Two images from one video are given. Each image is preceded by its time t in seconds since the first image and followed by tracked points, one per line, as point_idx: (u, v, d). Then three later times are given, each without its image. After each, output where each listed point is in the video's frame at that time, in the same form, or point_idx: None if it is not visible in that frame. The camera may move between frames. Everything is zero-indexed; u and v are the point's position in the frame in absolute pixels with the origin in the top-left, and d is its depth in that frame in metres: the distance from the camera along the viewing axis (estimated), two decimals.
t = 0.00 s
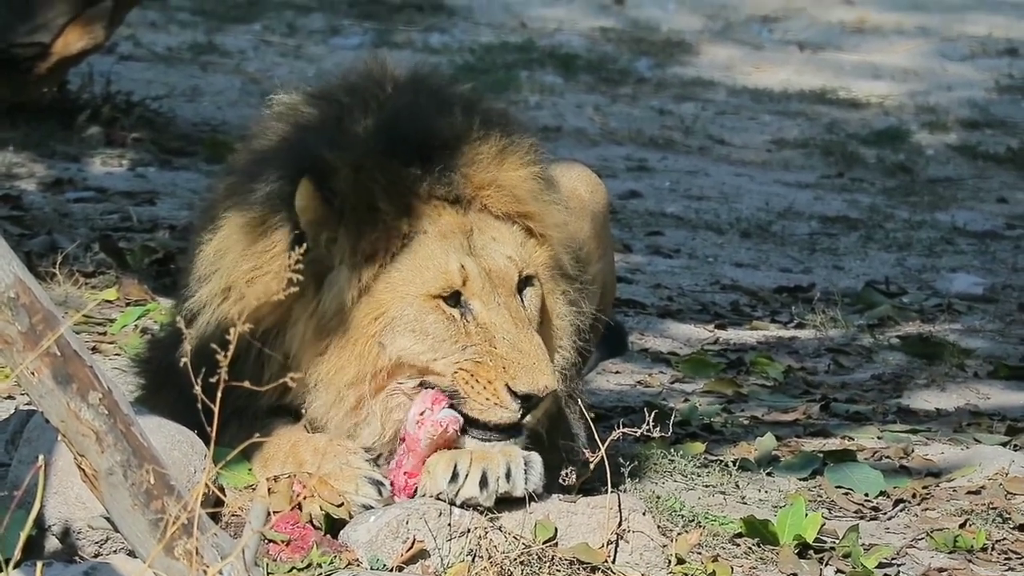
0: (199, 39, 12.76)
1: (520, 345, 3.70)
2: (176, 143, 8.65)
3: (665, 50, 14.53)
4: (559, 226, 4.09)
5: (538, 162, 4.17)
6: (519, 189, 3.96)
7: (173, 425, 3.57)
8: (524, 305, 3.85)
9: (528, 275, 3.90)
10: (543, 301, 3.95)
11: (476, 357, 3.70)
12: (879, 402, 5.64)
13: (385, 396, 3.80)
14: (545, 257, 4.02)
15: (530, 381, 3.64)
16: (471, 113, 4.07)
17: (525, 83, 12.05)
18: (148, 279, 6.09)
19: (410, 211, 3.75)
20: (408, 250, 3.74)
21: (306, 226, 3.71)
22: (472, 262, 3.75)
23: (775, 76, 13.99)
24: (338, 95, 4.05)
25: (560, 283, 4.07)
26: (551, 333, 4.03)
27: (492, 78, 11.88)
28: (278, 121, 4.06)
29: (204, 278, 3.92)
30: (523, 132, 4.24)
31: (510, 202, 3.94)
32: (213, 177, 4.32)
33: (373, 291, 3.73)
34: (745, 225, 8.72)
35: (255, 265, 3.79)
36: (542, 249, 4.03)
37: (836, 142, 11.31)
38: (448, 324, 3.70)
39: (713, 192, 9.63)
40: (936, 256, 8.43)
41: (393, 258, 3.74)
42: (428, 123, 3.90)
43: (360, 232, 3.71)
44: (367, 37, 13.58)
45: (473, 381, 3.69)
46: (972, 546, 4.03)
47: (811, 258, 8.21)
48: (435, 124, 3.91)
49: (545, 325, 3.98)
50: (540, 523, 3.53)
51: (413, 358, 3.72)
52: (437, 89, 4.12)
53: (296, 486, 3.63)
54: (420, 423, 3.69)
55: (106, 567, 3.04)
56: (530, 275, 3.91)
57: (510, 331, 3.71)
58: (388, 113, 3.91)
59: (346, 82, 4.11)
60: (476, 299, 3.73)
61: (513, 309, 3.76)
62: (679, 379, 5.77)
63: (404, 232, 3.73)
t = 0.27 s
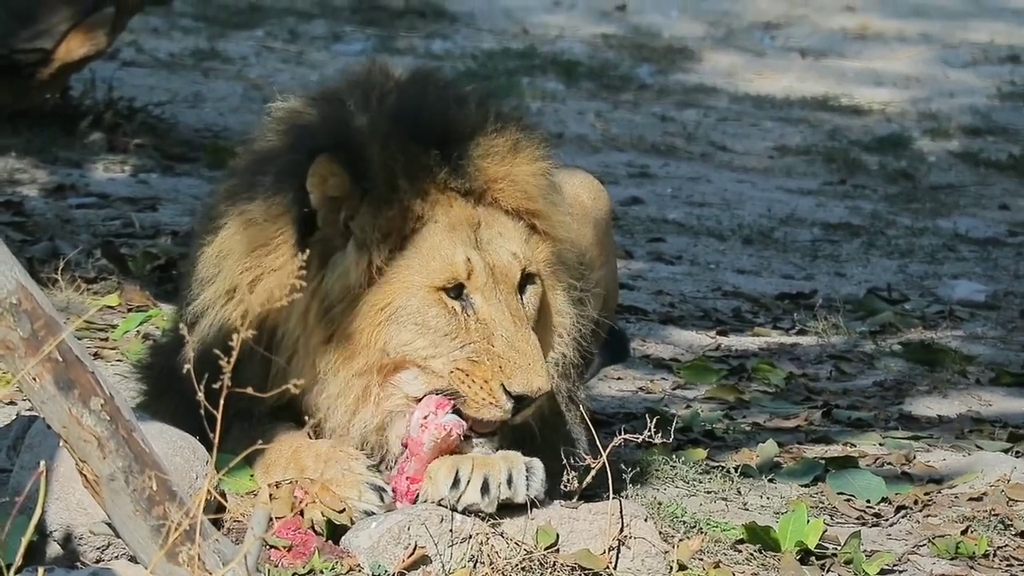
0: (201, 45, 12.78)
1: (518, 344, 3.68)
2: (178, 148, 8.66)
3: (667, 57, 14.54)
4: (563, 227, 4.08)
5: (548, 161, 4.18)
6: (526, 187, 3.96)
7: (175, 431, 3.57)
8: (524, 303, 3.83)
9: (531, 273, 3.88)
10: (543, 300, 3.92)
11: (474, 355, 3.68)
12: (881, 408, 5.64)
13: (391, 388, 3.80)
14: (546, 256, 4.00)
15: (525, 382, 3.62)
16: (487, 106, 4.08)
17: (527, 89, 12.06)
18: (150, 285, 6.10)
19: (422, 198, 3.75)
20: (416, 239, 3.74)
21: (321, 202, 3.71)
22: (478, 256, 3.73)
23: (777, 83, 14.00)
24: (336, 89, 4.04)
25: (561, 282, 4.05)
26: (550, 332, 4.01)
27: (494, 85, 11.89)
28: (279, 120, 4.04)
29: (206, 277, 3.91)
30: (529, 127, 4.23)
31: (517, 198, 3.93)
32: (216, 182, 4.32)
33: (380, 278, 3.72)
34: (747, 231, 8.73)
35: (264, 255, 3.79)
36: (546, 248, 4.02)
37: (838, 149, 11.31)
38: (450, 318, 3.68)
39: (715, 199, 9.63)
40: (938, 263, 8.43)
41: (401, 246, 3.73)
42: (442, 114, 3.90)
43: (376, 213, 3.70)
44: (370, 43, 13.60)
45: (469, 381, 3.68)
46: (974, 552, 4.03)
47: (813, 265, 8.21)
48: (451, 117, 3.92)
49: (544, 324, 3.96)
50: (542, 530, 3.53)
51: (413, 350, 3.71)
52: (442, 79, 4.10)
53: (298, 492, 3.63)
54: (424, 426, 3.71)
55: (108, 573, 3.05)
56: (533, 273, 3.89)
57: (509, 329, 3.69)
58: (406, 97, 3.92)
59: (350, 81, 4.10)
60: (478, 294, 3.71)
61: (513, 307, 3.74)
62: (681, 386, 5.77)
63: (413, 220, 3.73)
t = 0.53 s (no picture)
0: (204, 47, 12.79)
1: (524, 342, 3.68)
2: (181, 151, 8.67)
3: (669, 60, 14.54)
4: (564, 223, 4.08)
5: (548, 156, 4.18)
6: (528, 183, 3.95)
7: (176, 433, 3.57)
8: (529, 300, 3.82)
9: (536, 270, 3.87)
10: (547, 297, 3.92)
11: (480, 355, 3.68)
12: (883, 412, 5.64)
13: (396, 386, 3.79)
14: (549, 252, 3.99)
15: (533, 379, 3.62)
16: (488, 103, 4.07)
17: (529, 92, 12.06)
18: (152, 287, 6.11)
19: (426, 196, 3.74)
20: (421, 238, 3.72)
21: (326, 204, 3.68)
22: (483, 254, 3.72)
23: (780, 86, 13.99)
24: (335, 89, 4.03)
25: (563, 279, 4.04)
26: (554, 329, 4.00)
27: (496, 88, 11.89)
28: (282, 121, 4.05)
29: (207, 280, 3.93)
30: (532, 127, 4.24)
31: (521, 194, 3.92)
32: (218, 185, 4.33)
33: (387, 278, 3.70)
34: (749, 235, 8.73)
35: (263, 260, 3.80)
36: (549, 243, 4.01)
37: (841, 152, 11.31)
38: (457, 318, 3.67)
39: (717, 202, 9.63)
40: (941, 267, 8.43)
41: (406, 245, 3.72)
42: (445, 113, 3.89)
43: (381, 213, 3.69)
44: (372, 47, 13.61)
45: (475, 384, 3.68)
46: (976, 556, 4.02)
47: (816, 268, 8.21)
48: (453, 114, 3.92)
49: (549, 321, 3.95)
50: (545, 533, 3.53)
51: (421, 350, 3.69)
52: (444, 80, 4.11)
53: (299, 495, 3.63)
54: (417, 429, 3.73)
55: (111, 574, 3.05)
56: (538, 269, 3.88)
57: (516, 326, 3.69)
58: (408, 96, 3.91)
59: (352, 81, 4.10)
60: (485, 292, 3.70)
61: (519, 304, 3.73)
62: (683, 389, 5.77)
63: (417, 220, 3.72)
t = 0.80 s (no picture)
0: (207, 48, 12.80)
1: (527, 348, 3.69)
2: (184, 151, 8.67)
3: (673, 61, 14.54)
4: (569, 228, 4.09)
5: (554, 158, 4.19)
6: (536, 186, 3.96)
7: (179, 433, 3.57)
8: (533, 304, 3.84)
9: (541, 274, 3.88)
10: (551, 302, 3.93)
11: (482, 359, 3.69)
12: (886, 413, 5.64)
13: (402, 386, 3.78)
14: (552, 256, 4.00)
15: (533, 386, 3.62)
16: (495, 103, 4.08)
17: (533, 93, 12.06)
18: (156, 288, 6.11)
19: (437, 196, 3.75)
20: (431, 237, 3.73)
21: (338, 201, 3.71)
22: (490, 258, 3.73)
23: (783, 88, 13.99)
24: (337, 90, 4.03)
25: (567, 283, 4.05)
26: (557, 332, 4.01)
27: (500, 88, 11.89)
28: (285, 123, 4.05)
29: (212, 278, 3.94)
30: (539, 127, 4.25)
31: (529, 196, 3.93)
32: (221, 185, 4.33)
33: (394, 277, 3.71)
34: (753, 236, 8.73)
35: (270, 258, 3.81)
36: (554, 247, 4.02)
37: (844, 154, 11.31)
38: (461, 320, 3.69)
39: (721, 203, 9.62)
40: (944, 268, 8.42)
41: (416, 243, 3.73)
42: (455, 112, 3.91)
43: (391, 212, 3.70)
44: (376, 47, 13.61)
45: (476, 388, 3.68)
46: (979, 558, 4.02)
47: (819, 270, 8.21)
48: (464, 114, 3.93)
49: (551, 325, 3.97)
50: (547, 534, 3.53)
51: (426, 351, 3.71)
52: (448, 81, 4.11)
53: (303, 496, 3.62)
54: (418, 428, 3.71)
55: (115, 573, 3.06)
56: (543, 273, 3.89)
57: (519, 332, 3.70)
58: (414, 95, 3.92)
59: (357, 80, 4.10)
60: (490, 296, 3.71)
61: (523, 309, 3.75)
62: (687, 390, 5.77)
63: (429, 218, 3.73)
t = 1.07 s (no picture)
0: (211, 47, 12.80)
1: (517, 331, 3.65)
2: (188, 151, 8.67)
3: (677, 61, 14.53)
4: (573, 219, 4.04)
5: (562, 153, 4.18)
6: (543, 173, 3.92)
7: (183, 433, 3.57)
8: (529, 290, 3.79)
9: (539, 259, 3.84)
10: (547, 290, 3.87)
11: (473, 338, 3.65)
12: (890, 413, 5.63)
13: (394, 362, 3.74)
14: (554, 244, 3.96)
15: (519, 368, 3.60)
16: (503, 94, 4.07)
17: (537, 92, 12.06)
18: (160, 287, 6.11)
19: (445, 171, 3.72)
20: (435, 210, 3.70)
21: (352, 168, 3.71)
22: (491, 237, 3.69)
23: (787, 88, 13.98)
24: (340, 83, 4.03)
25: (567, 274, 4.01)
26: (552, 320, 3.96)
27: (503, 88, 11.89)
28: (285, 121, 4.04)
29: (215, 266, 3.94)
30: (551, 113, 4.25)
31: (536, 182, 3.90)
32: (225, 183, 4.33)
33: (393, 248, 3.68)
34: (756, 236, 8.72)
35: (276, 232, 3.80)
36: (556, 236, 3.97)
37: (848, 154, 11.30)
38: (455, 295, 3.65)
39: (724, 203, 9.62)
40: (948, 268, 8.42)
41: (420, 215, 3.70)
42: (468, 93, 3.90)
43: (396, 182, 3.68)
44: (380, 47, 13.62)
45: (461, 369, 3.65)
46: (983, 558, 4.02)
47: (823, 269, 8.20)
48: (478, 95, 3.92)
49: (547, 313, 3.92)
50: (551, 533, 3.53)
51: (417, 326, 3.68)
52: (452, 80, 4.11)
53: (306, 495, 3.62)
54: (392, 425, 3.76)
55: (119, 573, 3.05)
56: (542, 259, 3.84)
57: (511, 314, 3.65)
58: (427, 77, 3.92)
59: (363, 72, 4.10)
60: (487, 274, 3.67)
61: (518, 292, 3.70)
62: (690, 390, 5.76)
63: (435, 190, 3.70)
